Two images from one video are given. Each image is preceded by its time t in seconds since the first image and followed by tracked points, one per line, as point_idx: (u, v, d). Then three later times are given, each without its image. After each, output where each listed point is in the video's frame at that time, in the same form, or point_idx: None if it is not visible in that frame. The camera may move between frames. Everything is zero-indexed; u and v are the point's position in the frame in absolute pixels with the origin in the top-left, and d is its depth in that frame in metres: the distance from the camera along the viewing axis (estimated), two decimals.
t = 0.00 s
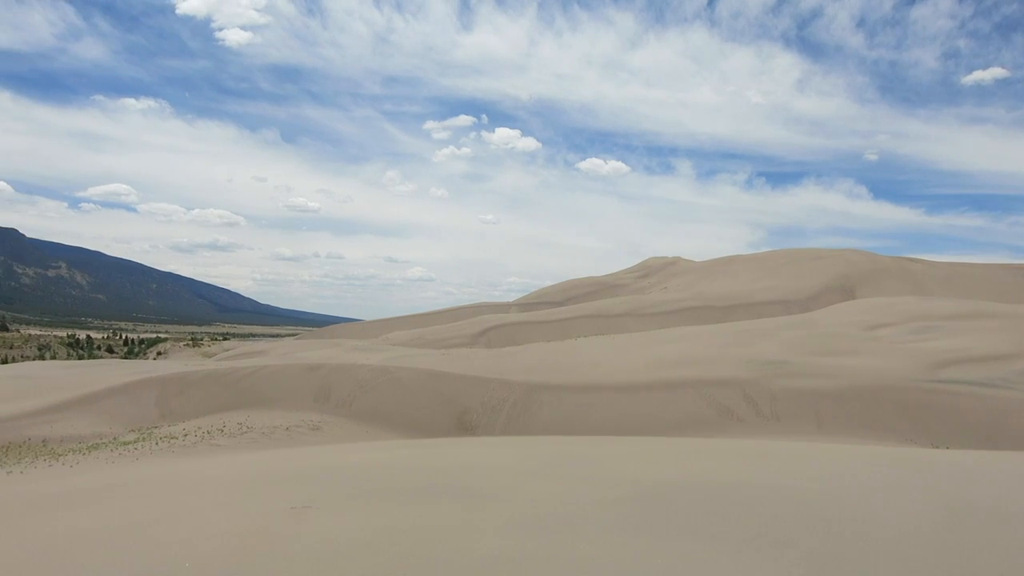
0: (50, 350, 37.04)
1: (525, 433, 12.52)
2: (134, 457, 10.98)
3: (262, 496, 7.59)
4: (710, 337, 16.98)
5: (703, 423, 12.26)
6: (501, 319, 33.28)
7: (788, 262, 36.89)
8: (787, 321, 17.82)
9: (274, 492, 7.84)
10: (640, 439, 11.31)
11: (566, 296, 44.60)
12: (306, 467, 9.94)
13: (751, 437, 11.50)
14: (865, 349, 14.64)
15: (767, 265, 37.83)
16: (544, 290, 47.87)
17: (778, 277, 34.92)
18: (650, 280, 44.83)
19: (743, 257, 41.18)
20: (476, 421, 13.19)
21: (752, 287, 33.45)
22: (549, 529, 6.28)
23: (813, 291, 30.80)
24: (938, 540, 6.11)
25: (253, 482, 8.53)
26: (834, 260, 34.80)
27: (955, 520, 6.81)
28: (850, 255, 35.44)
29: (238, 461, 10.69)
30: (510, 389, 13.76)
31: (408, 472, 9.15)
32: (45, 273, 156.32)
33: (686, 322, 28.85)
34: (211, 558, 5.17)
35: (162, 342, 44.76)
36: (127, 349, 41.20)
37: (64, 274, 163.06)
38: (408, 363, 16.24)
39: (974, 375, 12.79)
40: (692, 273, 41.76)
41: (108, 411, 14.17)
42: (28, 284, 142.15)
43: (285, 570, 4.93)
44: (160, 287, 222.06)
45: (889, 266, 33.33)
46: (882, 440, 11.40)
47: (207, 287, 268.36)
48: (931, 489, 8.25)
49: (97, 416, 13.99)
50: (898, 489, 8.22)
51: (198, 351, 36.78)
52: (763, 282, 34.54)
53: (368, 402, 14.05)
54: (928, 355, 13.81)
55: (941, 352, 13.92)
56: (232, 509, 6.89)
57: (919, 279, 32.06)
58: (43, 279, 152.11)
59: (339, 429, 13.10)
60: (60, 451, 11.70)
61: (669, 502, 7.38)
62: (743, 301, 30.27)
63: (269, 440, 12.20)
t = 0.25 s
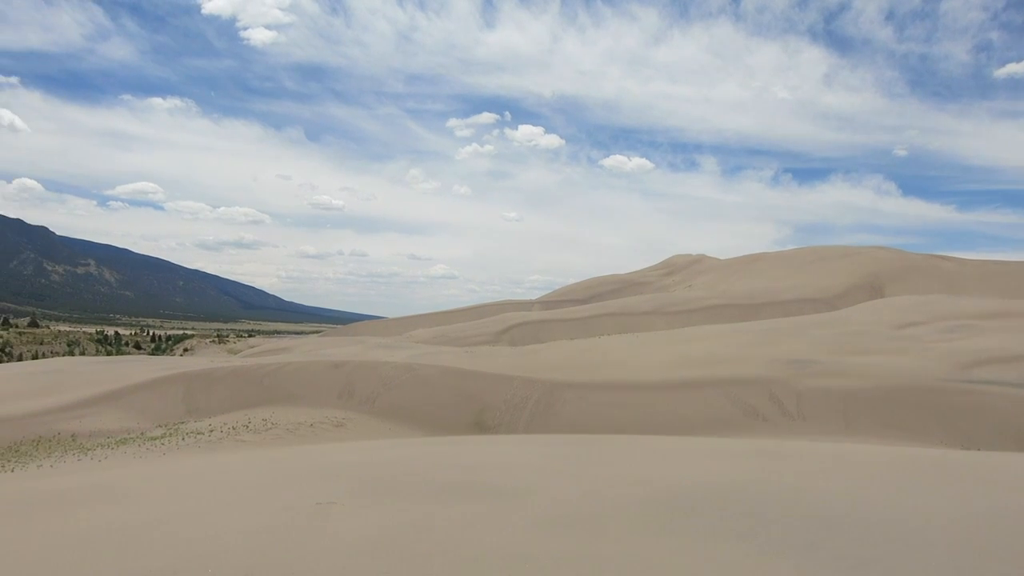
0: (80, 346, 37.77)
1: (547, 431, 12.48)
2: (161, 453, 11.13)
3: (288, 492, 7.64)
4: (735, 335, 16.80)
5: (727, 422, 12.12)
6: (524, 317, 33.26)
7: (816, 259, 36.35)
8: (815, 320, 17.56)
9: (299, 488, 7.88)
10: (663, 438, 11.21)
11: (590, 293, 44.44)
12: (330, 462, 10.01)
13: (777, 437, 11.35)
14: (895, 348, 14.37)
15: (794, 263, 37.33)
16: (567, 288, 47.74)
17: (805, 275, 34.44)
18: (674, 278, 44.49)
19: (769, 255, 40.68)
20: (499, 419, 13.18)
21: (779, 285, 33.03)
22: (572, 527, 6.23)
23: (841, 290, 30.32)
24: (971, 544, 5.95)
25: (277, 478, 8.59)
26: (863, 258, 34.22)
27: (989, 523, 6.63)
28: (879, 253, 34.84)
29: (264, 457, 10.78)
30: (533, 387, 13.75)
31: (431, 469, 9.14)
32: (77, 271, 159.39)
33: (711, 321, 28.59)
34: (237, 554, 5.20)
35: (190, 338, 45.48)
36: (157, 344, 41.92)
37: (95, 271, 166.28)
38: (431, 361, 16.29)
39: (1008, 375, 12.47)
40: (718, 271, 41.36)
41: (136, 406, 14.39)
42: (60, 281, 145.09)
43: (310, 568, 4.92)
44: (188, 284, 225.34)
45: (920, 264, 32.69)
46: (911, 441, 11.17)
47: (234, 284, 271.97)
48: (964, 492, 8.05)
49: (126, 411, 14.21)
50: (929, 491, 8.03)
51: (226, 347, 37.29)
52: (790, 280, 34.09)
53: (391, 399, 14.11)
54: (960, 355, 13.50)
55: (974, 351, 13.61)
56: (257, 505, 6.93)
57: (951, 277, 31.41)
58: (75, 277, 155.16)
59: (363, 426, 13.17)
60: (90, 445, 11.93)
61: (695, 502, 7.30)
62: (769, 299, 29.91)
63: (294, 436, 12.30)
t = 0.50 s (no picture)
0: (111, 342, 38.50)
1: (570, 430, 12.48)
2: (190, 448, 11.31)
3: (313, 487, 7.73)
4: (760, 335, 16.64)
5: (752, 422, 12.01)
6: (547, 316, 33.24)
7: (843, 258, 35.82)
8: (842, 319, 17.32)
9: (323, 483, 7.96)
10: (687, 437, 11.15)
11: (614, 292, 44.26)
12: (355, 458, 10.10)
13: (803, 438, 11.22)
14: (924, 348, 14.12)
15: (821, 262, 36.83)
16: (590, 287, 47.62)
17: (832, 274, 33.96)
18: (698, 277, 44.16)
19: (796, 254, 40.18)
20: (522, 417, 13.21)
21: (805, 284, 32.62)
22: (596, 526, 6.22)
23: (869, 289, 29.85)
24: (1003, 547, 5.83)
25: (302, 474, 8.69)
26: (892, 257, 33.66)
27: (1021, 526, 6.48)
28: (909, 251, 34.24)
29: (290, 453, 10.91)
30: (557, 385, 13.77)
31: (454, 466, 9.19)
32: (108, 269, 162.55)
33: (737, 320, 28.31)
34: (264, 547, 5.27)
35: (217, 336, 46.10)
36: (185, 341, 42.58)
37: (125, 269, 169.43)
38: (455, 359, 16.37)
39: None
40: (743, 270, 40.95)
41: (165, 402, 14.65)
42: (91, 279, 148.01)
43: (336, 563, 4.96)
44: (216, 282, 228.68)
45: (951, 263, 32.06)
46: (940, 442, 10.97)
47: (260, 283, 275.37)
48: (996, 495, 7.88)
49: (155, 406, 14.48)
50: (960, 494, 7.88)
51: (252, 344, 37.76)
52: (817, 279, 33.65)
53: (415, 396, 14.21)
54: (992, 355, 13.22)
55: (1006, 351, 13.32)
56: (283, 500, 7.02)
57: (983, 277, 30.77)
58: (106, 275, 158.28)
59: (387, 422, 13.27)
60: (121, 440, 12.17)
61: (720, 502, 7.24)
62: (796, 298, 29.54)
63: (319, 433, 12.43)
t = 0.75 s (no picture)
0: (147, 343, 39.32)
1: (600, 430, 12.41)
2: (224, 447, 11.49)
3: (344, 486, 7.78)
4: (793, 333, 16.40)
5: (785, 422, 11.82)
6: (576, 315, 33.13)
7: (877, 254, 35.13)
8: (877, 316, 16.98)
9: (354, 482, 8.02)
10: (718, 437, 11.01)
11: (642, 290, 43.95)
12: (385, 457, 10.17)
13: (837, 437, 11.01)
14: (963, 345, 13.78)
15: (854, 257, 36.16)
16: (619, 285, 47.37)
17: (866, 270, 33.32)
18: (728, 274, 43.64)
19: (828, 250, 39.50)
20: (551, 416, 13.19)
21: (838, 281, 32.04)
22: (627, 526, 6.15)
23: (904, 285, 29.23)
24: None
25: (333, 473, 8.76)
26: (928, 252, 32.91)
27: None
28: (945, 246, 33.44)
29: (321, 452, 11.02)
30: (587, 384, 13.76)
31: (483, 465, 9.20)
32: (144, 272, 166.16)
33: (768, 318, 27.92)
34: (295, 547, 5.31)
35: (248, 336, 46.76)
36: (218, 342, 43.30)
37: (160, 272, 172.93)
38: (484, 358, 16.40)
39: None
40: (774, 267, 40.40)
41: (201, 402, 14.92)
42: (128, 282, 151.40)
43: (366, 563, 4.97)
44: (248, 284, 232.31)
45: (990, 258, 31.24)
46: (980, 440, 10.69)
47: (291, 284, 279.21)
48: None
49: (190, 406, 14.74)
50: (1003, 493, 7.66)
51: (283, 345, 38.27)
52: (850, 275, 33.04)
53: (445, 396, 14.26)
54: None
55: None
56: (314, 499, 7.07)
57: None
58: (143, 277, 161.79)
59: (418, 422, 13.35)
60: (159, 440, 12.42)
61: (753, 503, 7.12)
62: (829, 295, 29.04)
63: (351, 432, 12.57)
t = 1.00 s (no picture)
0: (183, 347, 40.09)
1: (632, 429, 12.29)
2: (258, 449, 11.62)
3: (374, 487, 7.79)
4: (828, 329, 16.06)
5: (821, 420, 11.57)
6: (606, 314, 32.92)
7: (915, 248, 34.26)
8: (916, 310, 16.54)
9: (384, 483, 8.02)
10: (753, 436, 10.81)
11: (673, 288, 43.52)
12: (416, 458, 10.17)
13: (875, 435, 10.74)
14: (1006, 340, 13.33)
15: (891, 251, 35.32)
16: (648, 284, 46.97)
17: (903, 264, 32.52)
18: (761, 271, 42.97)
19: (863, 244, 38.66)
20: (582, 416, 13.10)
21: (874, 276, 31.34)
22: (659, 526, 6.04)
23: (943, 279, 28.46)
24: None
25: (364, 473, 8.78)
26: (968, 245, 32.00)
27: None
28: (987, 238, 32.49)
29: (353, 453, 11.07)
30: (618, 384, 13.66)
31: (514, 465, 9.16)
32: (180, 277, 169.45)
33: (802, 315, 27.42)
34: (321, 546, 5.32)
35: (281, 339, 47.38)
36: (252, 345, 43.98)
37: (196, 277, 176.30)
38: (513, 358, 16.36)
39: None
40: (808, 263, 39.67)
41: (235, 404, 15.15)
42: (164, 287, 154.63)
43: (395, 563, 4.95)
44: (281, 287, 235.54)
45: None
46: None
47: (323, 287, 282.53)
48: None
49: (225, 409, 14.95)
50: None
51: (316, 347, 38.73)
52: (886, 270, 32.29)
53: (476, 397, 14.26)
54: None
55: None
56: (344, 500, 7.08)
57: None
58: (179, 282, 165.09)
59: (448, 422, 13.36)
60: (195, 441, 12.63)
61: (790, 502, 6.94)
62: (865, 290, 28.41)
63: (382, 433, 12.62)
